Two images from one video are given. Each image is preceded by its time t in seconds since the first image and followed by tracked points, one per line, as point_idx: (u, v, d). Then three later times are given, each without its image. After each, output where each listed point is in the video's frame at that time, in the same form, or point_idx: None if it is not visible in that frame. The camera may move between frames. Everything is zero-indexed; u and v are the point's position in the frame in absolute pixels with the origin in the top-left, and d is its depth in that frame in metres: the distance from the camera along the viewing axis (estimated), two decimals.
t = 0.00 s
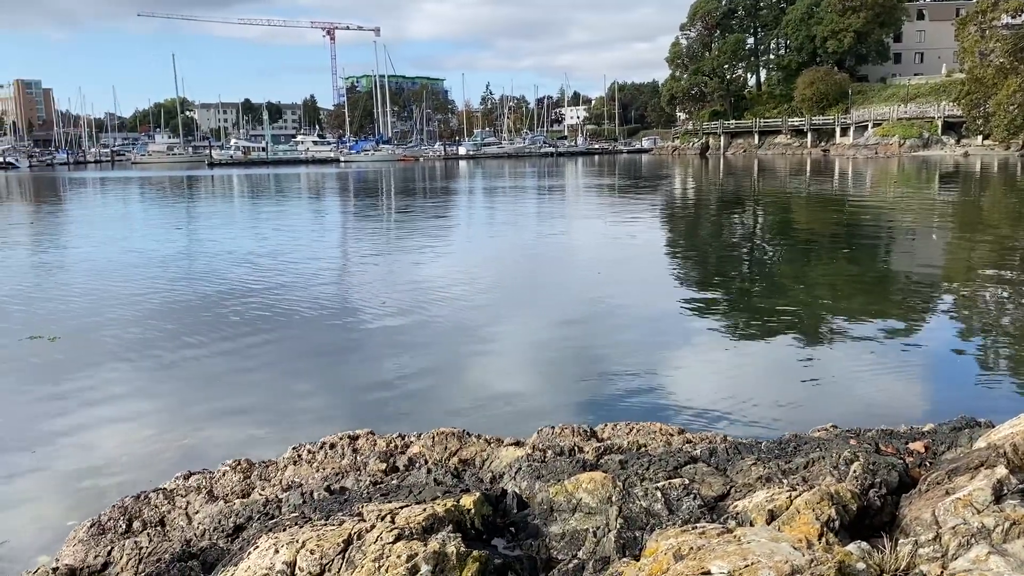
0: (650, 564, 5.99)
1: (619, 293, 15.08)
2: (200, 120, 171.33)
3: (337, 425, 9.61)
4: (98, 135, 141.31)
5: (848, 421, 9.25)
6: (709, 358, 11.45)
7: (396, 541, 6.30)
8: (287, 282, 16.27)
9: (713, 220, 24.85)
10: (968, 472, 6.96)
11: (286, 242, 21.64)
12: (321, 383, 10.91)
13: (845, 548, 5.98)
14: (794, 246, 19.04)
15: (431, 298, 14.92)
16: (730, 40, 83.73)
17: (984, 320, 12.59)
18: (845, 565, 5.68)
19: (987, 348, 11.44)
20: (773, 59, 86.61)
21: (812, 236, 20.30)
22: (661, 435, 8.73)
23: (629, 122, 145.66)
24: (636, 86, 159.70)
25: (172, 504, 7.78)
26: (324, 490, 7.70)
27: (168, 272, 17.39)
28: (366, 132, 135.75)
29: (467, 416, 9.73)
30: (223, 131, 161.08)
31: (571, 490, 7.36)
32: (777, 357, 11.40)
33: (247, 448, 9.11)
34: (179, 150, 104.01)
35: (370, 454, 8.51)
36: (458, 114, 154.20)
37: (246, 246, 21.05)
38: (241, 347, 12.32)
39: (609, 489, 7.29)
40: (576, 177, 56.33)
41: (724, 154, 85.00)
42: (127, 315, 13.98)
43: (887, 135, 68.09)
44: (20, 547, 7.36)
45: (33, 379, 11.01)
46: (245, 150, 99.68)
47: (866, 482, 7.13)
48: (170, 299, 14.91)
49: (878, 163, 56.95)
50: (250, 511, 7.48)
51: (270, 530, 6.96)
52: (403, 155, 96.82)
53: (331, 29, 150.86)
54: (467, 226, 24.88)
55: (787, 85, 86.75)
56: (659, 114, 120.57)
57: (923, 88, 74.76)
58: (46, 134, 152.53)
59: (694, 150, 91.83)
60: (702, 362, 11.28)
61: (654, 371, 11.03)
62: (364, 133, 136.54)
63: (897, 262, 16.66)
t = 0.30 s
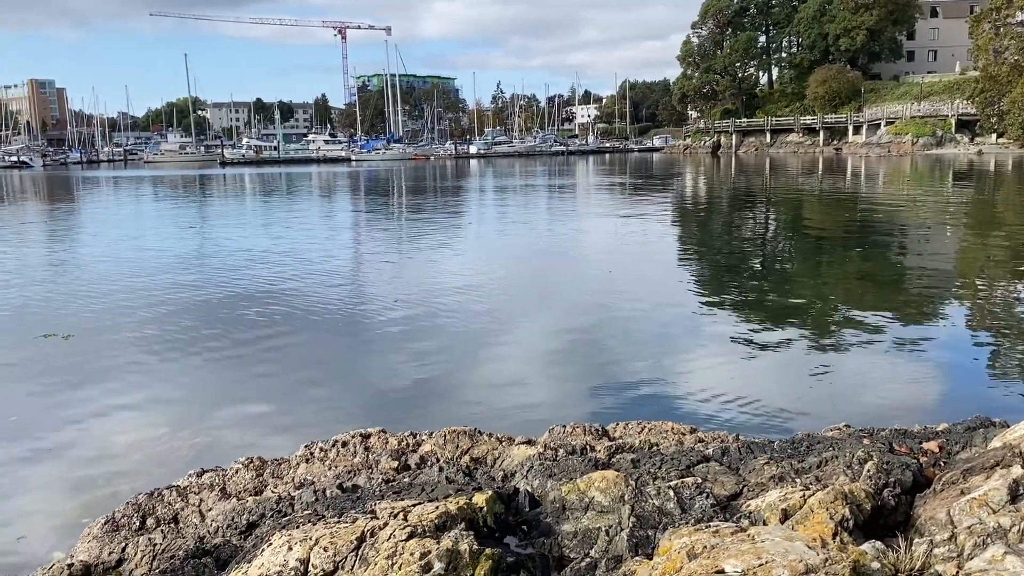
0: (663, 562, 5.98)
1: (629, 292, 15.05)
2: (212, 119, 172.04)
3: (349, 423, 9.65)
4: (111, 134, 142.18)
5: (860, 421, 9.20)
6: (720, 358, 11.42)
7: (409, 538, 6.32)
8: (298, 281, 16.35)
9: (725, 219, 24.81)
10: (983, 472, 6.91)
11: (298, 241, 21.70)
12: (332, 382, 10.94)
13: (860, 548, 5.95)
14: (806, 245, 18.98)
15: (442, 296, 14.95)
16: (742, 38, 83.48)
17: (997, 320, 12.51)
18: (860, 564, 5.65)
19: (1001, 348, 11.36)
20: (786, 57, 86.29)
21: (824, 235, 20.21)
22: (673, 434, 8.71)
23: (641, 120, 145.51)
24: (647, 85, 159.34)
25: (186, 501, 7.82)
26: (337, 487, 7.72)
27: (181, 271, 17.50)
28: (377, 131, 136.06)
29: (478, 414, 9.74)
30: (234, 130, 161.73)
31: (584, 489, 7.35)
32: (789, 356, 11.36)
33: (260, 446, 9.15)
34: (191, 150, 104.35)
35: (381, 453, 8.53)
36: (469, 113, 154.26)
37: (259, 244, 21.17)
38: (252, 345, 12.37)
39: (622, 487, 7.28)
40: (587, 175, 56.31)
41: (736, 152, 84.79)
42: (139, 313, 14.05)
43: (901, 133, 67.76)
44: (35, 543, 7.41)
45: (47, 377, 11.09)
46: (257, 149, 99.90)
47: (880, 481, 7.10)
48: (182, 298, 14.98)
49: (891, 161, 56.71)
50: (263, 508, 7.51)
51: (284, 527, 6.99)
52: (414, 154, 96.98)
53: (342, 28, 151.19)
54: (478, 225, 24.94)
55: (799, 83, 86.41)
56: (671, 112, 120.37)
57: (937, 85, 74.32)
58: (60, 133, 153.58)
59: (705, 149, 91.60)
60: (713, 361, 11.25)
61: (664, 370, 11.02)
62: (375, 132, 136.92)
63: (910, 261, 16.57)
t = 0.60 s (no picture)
0: (680, 560, 5.96)
1: (641, 291, 15.03)
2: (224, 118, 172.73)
3: (362, 421, 9.67)
4: (125, 134, 143.04)
5: (875, 420, 9.15)
6: (732, 357, 11.38)
7: (424, 535, 6.31)
8: (310, 279, 16.41)
9: (738, 217, 24.77)
10: (1001, 472, 6.85)
11: (309, 240, 21.76)
12: (344, 380, 10.95)
13: (878, 546, 5.91)
14: (820, 243, 18.90)
15: (454, 295, 14.97)
16: (755, 36, 83.24)
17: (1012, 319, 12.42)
18: (878, 563, 5.61)
19: (1016, 347, 11.27)
20: (798, 54, 86.05)
21: (838, 234, 20.13)
22: (687, 433, 8.68)
23: (653, 119, 145.33)
24: (658, 83, 159.09)
25: (200, 498, 7.85)
26: (351, 485, 7.73)
27: (194, 269, 17.59)
28: (389, 130, 136.34)
29: (490, 413, 9.74)
30: (246, 129, 162.33)
31: (598, 487, 7.33)
32: (802, 355, 11.32)
33: (273, 444, 9.18)
34: (204, 149, 104.62)
35: (395, 450, 8.54)
36: (481, 112, 154.35)
37: (271, 242, 21.26)
38: (264, 343, 12.42)
39: (636, 485, 7.26)
40: (599, 173, 56.31)
41: (748, 150, 84.60)
42: (152, 311, 14.11)
43: (915, 131, 67.46)
44: (52, 539, 7.46)
45: (61, 375, 11.16)
46: (270, 147, 100.05)
47: (897, 480, 7.06)
48: (193, 296, 15.03)
49: (906, 159, 56.48)
50: (277, 505, 7.52)
51: (298, 523, 7.00)
52: (426, 152, 97.12)
53: (353, 27, 151.50)
54: (490, 223, 24.99)
55: (812, 81, 86.14)
56: (683, 110, 120.18)
57: (951, 83, 73.94)
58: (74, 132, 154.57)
59: (718, 147, 91.41)
60: (726, 361, 11.22)
61: (677, 369, 11.00)
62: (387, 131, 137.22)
63: (925, 260, 16.47)
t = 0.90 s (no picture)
0: (695, 557, 5.94)
1: (652, 289, 15.02)
2: (237, 117, 173.56)
3: (373, 418, 9.71)
4: (140, 133, 143.92)
5: (889, 419, 9.10)
6: (744, 355, 11.35)
7: (437, 532, 6.32)
8: (322, 277, 16.48)
9: (751, 215, 24.73)
10: (1018, 471, 6.78)
11: (322, 238, 21.84)
12: (356, 378, 10.97)
13: (894, 545, 5.87)
14: (833, 241, 18.83)
15: (464, 292, 15.01)
16: (767, 33, 83.03)
17: None
18: (895, 562, 5.56)
19: None
20: (812, 52, 85.75)
21: (852, 231, 20.05)
22: (700, 431, 8.66)
23: (665, 117, 145.05)
24: (670, 81, 158.75)
25: (215, 494, 7.88)
26: (364, 481, 7.75)
27: (206, 267, 17.71)
28: (401, 128, 136.58)
29: (501, 411, 9.76)
30: (259, 128, 162.99)
31: (611, 484, 7.32)
32: (815, 353, 11.28)
33: (286, 441, 9.21)
34: (218, 147, 105.21)
35: (407, 448, 8.57)
36: (492, 110, 154.48)
37: (283, 240, 21.36)
38: (276, 341, 12.48)
39: (650, 483, 7.23)
40: (611, 171, 56.23)
41: (761, 148, 84.37)
42: (166, 309, 14.19)
43: (930, 128, 67.09)
44: (69, 533, 7.52)
45: (77, 372, 11.26)
46: (283, 144, 100.57)
47: (913, 479, 7.01)
48: (207, 294, 15.11)
49: (920, 157, 56.17)
50: (291, 501, 7.54)
51: (312, 520, 7.03)
52: (438, 151, 97.29)
53: (365, 26, 151.75)
54: (501, 221, 25.02)
55: (826, 78, 85.77)
56: (695, 108, 119.89)
57: (966, 79, 73.45)
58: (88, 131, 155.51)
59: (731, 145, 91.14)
60: (737, 359, 11.19)
61: (688, 367, 11.00)
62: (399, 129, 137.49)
63: (940, 258, 16.37)
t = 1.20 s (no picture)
0: (713, 554, 5.91)
1: (665, 288, 14.98)
2: (250, 117, 174.26)
3: (387, 415, 9.73)
4: (154, 132, 144.67)
5: (906, 417, 9.04)
6: (758, 354, 11.30)
7: (454, 528, 6.31)
8: (336, 275, 16.53)
9: (765, 213, 24.65)
10: None
11: (337, 236, 21.94)
12: (369, 376, 10.99)
13: (915, 542, 5.82)
14: (848, 239, 18.73)
15: (477, 290, 15.03)
16: (782, 30, 82.94)
17: None
18: (917, 559, 5.52)
19: None
20: (827, 49, 85.33)
21: (867, 230, 19.93)
22: (716, 429, 8.63)
23: (678, 115, 144.62)
24: (683, 79, 158.20)
25: (231, 490, 7.91)
26: (379, 478, 7.76)
27: (221, 265, 17.79)
28: (414, 127, 136.80)
29: (515, 408, 9.76)
30: (272, 127, 163.56)
31: (627, 481, 7.30)
32: (829, 351, 11.22)
33: (300, 438, 9.23)
34: (233, 145, 105.75)
35: (422, 444, 8.58)
36: (505, 109, 154.48)
37: (296, 239, 21.45)
38: (290, 338, 12.53)
39: (666, 480, 7.21)
40: (625, 169, 56.10)
41: (775, 146, 84.00)
42: (181, 307, 14.27)
43: (946, 126, 66.55)
44: (88, 527, 7.57)
45: (94, 368, 11.33)
46: (298, 142, 101.00)
47: (932, 477, 6.95)
48: (222, 292, 15.19)
49: (937, 154, 55.77)
50: (307, 498, 7.56)
51: (329, 516, 7.04)
52: (452, 149, 97.38)
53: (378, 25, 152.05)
54: (514, 220, 25.02)
55: (841, 76, 85.29)
56: (709, 107, 119.53)
57: (983, 76, 72.83)
58: (103, 130, 156.49)
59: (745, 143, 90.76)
60: (752, 357, 11.16)
61: (702, 365, 10.97)
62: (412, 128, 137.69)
63: (956, 257, 16.26)
